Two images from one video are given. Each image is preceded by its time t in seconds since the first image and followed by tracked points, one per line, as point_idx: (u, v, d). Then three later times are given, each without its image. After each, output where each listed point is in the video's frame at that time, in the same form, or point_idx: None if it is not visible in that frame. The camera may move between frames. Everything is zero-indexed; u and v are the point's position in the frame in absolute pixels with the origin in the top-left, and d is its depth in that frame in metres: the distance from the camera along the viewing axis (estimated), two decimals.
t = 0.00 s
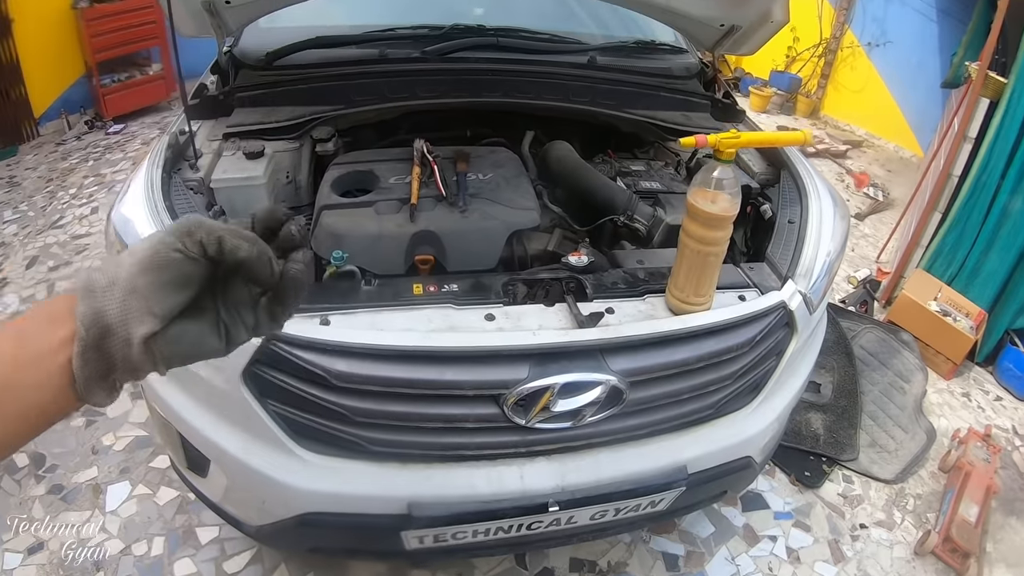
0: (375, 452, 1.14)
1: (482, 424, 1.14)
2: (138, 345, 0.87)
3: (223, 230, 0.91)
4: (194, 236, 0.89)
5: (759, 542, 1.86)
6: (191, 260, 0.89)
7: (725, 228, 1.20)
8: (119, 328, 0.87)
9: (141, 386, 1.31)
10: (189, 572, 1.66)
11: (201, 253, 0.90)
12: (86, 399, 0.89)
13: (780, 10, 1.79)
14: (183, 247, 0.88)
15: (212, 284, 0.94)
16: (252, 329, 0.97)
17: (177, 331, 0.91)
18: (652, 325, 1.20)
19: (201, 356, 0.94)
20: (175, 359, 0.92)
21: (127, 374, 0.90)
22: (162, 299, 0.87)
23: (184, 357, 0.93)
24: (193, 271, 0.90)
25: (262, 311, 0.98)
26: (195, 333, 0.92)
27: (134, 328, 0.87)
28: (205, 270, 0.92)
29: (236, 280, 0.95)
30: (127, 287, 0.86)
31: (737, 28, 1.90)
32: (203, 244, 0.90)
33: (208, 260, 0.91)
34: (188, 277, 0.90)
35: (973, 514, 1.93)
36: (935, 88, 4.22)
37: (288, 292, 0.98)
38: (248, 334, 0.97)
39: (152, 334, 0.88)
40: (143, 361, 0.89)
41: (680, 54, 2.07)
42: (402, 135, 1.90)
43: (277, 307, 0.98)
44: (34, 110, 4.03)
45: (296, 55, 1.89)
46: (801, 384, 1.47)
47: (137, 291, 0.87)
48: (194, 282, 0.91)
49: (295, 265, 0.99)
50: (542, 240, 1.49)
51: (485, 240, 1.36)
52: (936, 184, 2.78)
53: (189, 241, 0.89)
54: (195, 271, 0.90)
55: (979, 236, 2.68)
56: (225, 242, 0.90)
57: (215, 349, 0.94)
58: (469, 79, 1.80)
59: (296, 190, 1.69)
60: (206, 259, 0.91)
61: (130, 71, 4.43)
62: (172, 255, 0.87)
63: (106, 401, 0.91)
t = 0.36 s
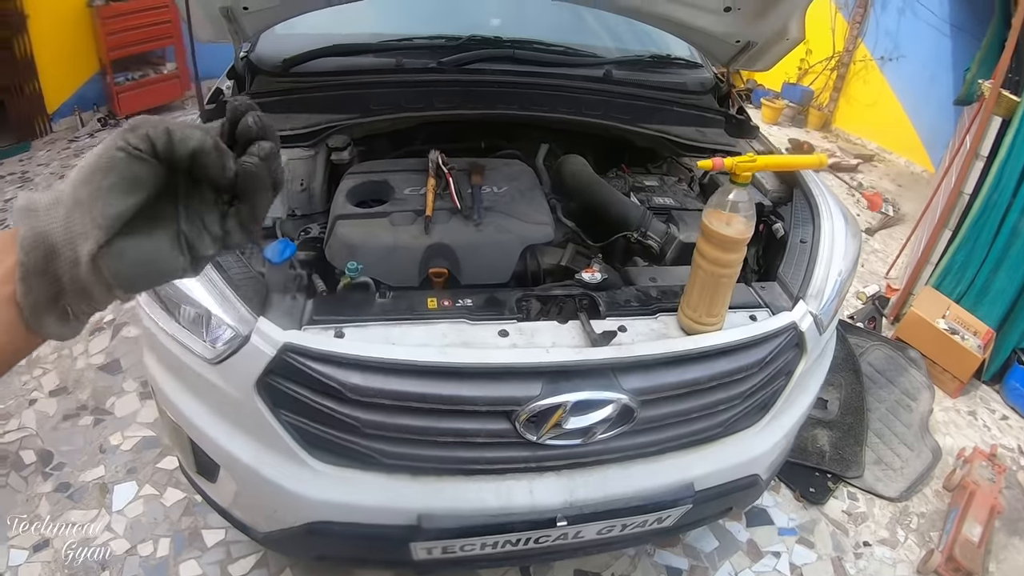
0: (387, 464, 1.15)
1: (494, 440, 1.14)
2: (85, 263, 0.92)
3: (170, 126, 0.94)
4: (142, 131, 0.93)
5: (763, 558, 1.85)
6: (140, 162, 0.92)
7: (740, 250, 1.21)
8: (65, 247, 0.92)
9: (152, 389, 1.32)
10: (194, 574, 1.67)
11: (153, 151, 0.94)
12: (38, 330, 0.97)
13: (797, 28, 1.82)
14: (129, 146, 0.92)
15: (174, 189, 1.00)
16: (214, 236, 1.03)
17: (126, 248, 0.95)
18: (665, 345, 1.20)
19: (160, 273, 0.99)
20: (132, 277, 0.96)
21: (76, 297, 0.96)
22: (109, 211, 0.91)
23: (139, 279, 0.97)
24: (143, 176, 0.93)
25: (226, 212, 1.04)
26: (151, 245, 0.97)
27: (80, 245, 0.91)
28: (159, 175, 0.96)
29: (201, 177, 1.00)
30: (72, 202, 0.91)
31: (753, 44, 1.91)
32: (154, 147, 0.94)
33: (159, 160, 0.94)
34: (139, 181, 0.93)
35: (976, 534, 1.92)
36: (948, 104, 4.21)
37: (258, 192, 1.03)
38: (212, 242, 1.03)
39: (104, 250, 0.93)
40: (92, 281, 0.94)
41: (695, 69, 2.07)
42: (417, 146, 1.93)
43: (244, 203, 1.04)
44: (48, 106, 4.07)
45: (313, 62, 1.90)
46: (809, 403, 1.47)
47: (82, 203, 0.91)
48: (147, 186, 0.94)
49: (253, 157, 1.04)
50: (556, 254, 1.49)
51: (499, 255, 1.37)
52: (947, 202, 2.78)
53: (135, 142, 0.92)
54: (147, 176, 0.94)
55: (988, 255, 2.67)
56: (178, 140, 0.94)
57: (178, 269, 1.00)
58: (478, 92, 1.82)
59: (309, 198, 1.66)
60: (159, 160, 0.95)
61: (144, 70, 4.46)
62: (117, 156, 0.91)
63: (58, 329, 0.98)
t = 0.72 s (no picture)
0: (399, 466, 1.14)
1: (509, 443, 1.13)
2: (139, 411, 0.92)
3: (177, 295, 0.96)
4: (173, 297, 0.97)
5: (771, 565, 1.83)
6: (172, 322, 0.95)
7: (761, 254, 1.19)
8: (120, 398, 0.91)
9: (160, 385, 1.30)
10: (198, 571, 1.66)
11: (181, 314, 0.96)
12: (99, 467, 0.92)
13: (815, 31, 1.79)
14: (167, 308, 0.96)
15: (203, 348, 1.00)
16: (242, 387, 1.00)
17: (169, 399, 0.96)
18: (683, 349, 1.19)
19: (195, 422, 0.98)
20: (174, 425, 0.97)
21: (133, 442, 0.93)
22: (151, 365, 0.93)
23: (181, 425, 0.98)
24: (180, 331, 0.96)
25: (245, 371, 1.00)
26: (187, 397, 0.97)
27: (131, 395, 0.92)
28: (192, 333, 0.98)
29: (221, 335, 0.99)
30: (120, 363, 0.92)
31: (770, 47, 1.89)
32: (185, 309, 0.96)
33: (191, 324, 0.97)
34: (174, 341, 0.95)
35: (984, 544, 1.89)
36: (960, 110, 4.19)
37: (259, 346, 0.98)
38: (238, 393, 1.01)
39: (148, 400, 0.94)
40: (145, 430, 0.94)
41: (711, 71, 2.06)
42: (429, 143, 1.90)
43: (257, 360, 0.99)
44: (58, 98, 4.07)
45: (327, 58, 1.89)
46: (824, 411, 1.45)
47: (129, 362, 0.92)
48: (182, 347, 0.97)
49: (259, 312, 0.98)
50: (571, 255, 1.48)
51: (515, 256, 1.36)
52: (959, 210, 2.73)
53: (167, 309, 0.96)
54: (181, 335, 0.96)
55: (1000, 265, 2.64)
56: (202, 305, 0.97)
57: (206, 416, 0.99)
58: (500, 90, 1.80)
59: (322, 195, 1.70)
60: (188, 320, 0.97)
61: (155, 64, 4.46)
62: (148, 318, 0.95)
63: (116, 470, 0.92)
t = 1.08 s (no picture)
0: (398, 456, 1.13)
1: (509, 434, 1.12)
2: (118, 409, 0.93)
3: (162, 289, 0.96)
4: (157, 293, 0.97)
5: (772, 562, 1.83)
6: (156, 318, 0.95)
7: (765, 248, 1.18)
8: (98, 394, 0.93)
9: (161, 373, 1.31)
10: (198, 562, 1.66)
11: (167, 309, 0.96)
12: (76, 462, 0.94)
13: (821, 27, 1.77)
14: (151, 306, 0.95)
15: (186, 343, 1.00)
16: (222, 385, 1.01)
17: (149, 395, 0.97)
18: (685, 342, 1.18)
19: (175, 418, 1.00)
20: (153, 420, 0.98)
21: (111, 438, 0.95)
22: (132, 363, 0.94)
23: (161, 420, 0.99)
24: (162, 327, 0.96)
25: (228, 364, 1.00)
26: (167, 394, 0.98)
27: (110, 393, 0.93)
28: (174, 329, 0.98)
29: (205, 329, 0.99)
30: (99, 359, 0.93)
31: (777, 42, 1.87)
32: (170, 307, 0.96)
33: (174, 321, 0.97)
34: (155, 340, 0.96)
35: (986, 545, 1.88)
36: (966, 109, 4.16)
37: (243, 344, 0.99)
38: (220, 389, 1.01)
39: (128, 397, 0.95)
40: (124, 426, 0.95)
41: (716, 66, 2.05)
42: (433, 134, 1.89)
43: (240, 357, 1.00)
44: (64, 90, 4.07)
45: (331, 49, 1.89)
46: (826, 408, 1.44)
47: (109, 359, 0.93)
48: (163, 344, 0.97)
49: (244, 310, 1.00)
50: (574, 248, 1.48)
51: (516, 247, 1.35)
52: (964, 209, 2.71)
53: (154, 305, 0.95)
54: (163, 332, 0.97)
55: (1005, 264, 2.63)
56: (185, 302, 0.97)
57: (187, 411, 1.00)
58: (503, 82, 1.79)
59: (326, 185, 1.68)
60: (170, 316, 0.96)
61: (160, 57, 4.46)
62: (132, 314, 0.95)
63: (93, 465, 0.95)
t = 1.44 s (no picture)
0: (393, 455, 1.14)
1: (502, 433, 1.13)
2: (72, 316, 0.97)
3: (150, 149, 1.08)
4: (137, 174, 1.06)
5: (768, 561, 1.83)
6: (112, 212, 1.02)
7: (758, 248, 1.19)
8: (53, 305, 0.97)
9: (159, 371, 1.32)
10: (197, 558, 1.67)
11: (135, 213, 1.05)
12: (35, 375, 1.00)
13: (819, 24, 1.77)
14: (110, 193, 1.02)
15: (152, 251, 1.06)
16: (193, 308, 1.03)
17: (107, 302, 1.00)
18: (678, 342, 1.19)
19: (136, 334, 1.02)
20: (114, 331, 1.00)
21: (68, 352, 1.00)
22: (80, 259, 0.99)
23: (122, 332, 1.01)
24: (120, 228, 1.03)
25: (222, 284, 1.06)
26: (129, 302, 1.02)
27: (62, 301, 0.97)
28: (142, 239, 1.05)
29: (200, 247, 1.10)
30: (53, 264, 0.98)
31: (774, 41, 1.87)
32: (123, 195, 1.03)
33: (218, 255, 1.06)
34: (105, 239, 1.01)
35: (983, 544, 1.90)
36: (967, 107, 4.16)
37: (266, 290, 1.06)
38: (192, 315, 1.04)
39: (83, 304, 0.98)
40: (80, 338, 0.99)
41: (714, 65, 2.05)
42: (430, 133, 1.90)
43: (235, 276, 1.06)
44: (64, 88, 4.08)
45: (329, 48, 1.89)
46: (821, 407, 1.45)
47: (60, 266, 0.98)
48: (117, 246, 1.02)
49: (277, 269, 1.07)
50: (569, 247, 1.48)
51: (512, 246, 1.36)
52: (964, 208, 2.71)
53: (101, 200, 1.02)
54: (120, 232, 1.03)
55: (1004, 262, 2.63)
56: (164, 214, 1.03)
57: (152, 329, 1.02)
58: (500, 81, 1.80)
59: (322, 184, 1.69)
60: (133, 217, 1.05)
61: (160, 54, 4.46)
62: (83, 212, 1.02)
63: (53, 378, 1.01)
